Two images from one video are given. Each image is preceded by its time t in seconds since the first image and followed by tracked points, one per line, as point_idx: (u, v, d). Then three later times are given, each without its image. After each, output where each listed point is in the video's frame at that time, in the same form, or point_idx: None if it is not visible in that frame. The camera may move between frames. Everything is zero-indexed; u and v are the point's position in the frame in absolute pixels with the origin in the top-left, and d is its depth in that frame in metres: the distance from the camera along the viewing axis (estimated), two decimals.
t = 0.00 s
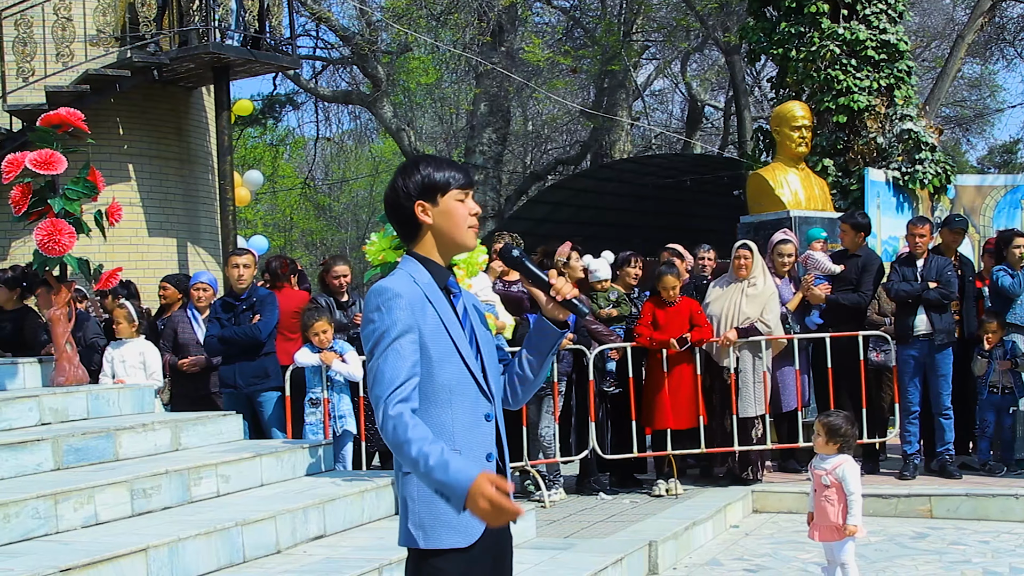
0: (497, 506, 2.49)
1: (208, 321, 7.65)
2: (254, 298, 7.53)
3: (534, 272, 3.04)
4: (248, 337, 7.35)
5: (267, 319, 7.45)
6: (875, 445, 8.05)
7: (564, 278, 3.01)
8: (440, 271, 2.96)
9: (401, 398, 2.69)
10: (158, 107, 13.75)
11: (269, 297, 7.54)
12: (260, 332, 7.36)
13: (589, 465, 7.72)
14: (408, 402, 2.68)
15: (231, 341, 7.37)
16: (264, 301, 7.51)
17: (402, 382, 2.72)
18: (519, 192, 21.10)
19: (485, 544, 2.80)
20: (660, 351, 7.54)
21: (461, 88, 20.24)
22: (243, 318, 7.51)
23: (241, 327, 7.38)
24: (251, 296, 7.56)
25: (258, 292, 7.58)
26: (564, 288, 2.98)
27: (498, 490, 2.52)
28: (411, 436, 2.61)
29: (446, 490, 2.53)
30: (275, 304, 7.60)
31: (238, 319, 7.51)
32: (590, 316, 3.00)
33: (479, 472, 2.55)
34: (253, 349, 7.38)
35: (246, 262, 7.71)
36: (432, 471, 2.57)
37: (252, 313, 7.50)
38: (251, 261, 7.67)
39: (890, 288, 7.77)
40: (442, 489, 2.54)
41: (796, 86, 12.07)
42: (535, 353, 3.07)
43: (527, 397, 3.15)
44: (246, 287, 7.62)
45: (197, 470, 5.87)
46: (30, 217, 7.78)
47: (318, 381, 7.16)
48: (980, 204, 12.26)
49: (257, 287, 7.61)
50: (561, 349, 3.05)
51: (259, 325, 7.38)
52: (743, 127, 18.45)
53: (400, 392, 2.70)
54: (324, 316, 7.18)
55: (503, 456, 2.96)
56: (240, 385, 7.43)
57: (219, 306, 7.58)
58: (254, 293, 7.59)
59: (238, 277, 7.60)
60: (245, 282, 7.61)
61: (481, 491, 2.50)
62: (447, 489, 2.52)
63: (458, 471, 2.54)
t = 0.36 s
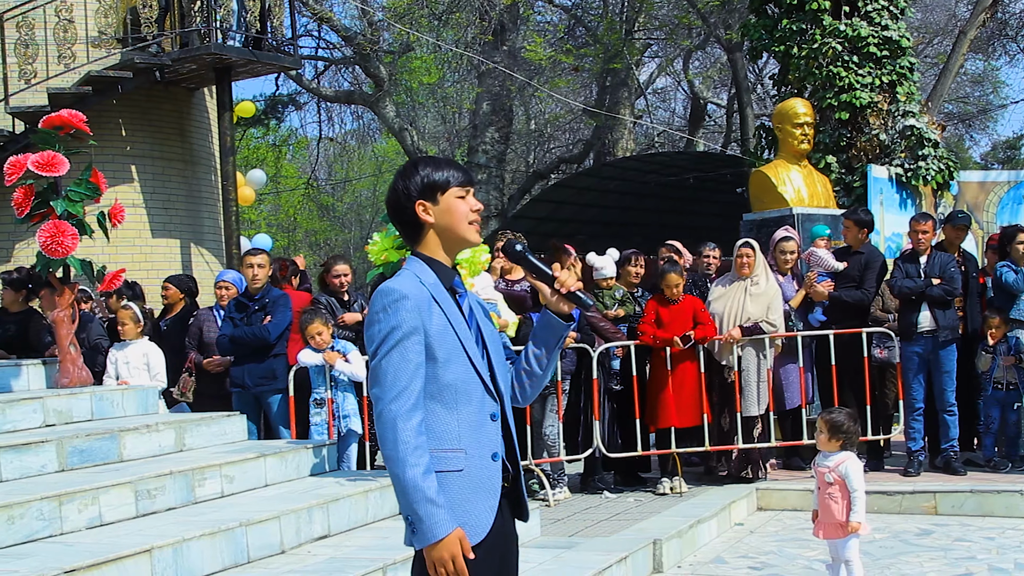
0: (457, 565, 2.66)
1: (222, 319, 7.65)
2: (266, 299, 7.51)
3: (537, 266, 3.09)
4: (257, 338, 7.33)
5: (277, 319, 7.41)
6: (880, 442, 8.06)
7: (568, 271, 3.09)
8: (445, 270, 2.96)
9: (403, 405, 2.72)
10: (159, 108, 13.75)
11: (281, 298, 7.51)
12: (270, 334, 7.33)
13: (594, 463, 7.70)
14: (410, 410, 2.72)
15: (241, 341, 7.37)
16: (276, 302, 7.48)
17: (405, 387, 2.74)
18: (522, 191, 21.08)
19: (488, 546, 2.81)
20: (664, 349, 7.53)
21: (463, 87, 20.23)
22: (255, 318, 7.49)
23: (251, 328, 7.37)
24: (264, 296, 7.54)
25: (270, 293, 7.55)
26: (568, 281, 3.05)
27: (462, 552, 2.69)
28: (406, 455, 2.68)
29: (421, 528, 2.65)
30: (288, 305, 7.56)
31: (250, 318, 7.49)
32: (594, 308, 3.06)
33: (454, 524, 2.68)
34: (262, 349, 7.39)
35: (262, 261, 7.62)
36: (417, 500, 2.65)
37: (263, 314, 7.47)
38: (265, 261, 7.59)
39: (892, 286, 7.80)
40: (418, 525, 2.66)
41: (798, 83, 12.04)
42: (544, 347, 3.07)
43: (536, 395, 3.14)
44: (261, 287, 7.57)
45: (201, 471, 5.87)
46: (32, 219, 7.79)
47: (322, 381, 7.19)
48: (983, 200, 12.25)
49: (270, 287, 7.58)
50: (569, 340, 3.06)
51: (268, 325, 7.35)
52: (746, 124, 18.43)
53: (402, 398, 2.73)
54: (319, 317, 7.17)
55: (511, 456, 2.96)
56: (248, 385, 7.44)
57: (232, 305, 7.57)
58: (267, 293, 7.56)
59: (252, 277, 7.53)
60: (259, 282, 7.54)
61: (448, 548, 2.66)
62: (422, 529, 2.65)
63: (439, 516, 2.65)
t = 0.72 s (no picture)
0: (478, 562, 2.67)
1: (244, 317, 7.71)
2: (288, 298, 7.55)
3: (554, 269, 3.03)
4: (275, 335, 7.37)
5: (297, 319, 7.44)
6: (896, 440, 8.02)
7: (584, 276, 2.99)
8: (460, 270, 2.98)
9: (416, 403, 2.75)
10: (176, 107, 13.84)
11: (302, 298, 7.53)
12: (288, 332, 7.36)
13: (609, 462, 7.71)
14: (423, 408, 2.74)
15: (260, 340, 7.42)
16: (297, 300, 7.52)
17: (418, 386, 2.77)
18: (537, 189, 21.08)
19: (507, 541, 2.83)
20: (680, 347, 7.52)
21: (478, 86, 20.24)
22: (277, 317, 7.55)
23: (272, 325, 7.41)
24: (286, 295, 7.59)
25: (292, 292, 7.59)
26: (581, 287, 2.96)
27: (482, 548, 2.69)
28: (421, 454, 2.71)
29: (441, 525, 2.66)
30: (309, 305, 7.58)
31: (271, 317, 7.55)
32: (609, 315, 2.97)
33: (474, 521, 2.69)
34: (281, 348, 7.42)
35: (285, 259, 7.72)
36: (435, 497, 2.67)
37: (284, 312, 7.52)
38: (288, 259, 7.67)
39: (909, 283, 7.76)
40: (437, 522, 2.67)
41: (814, 81, 12.02)
42: (553, 352, 3.13)
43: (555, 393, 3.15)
44: (283, 285, 7.63)
45: (216, 469, 5.91)
46: (49, 218, 7.84)
47: (337, 380, 7.20)
48: (1000, 198, 12.20)
49: (292, 286, 7.63)
50: (583, 343, 3.09)
51: (287, 325, 7.37)
52: (761, 122, 18.38)
53: (416, 396, 2.75)
54: (336, 314, 7.18)
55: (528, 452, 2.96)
56: (267, 382, 7.47)
57: (253, 303, 7.63)
58: (289, 291, 7.61)
59: (274, 275, 7.62)
60: (281, 280, 7.61)
61: (468, 544, 2.67)
62: (442, 527, 2.66)
63: (458, 513, 2.67)
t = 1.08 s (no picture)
0: (472, 562, 2.67)
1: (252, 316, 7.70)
2: (296, 298, 7.55)
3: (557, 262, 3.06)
4: (282, 335, 7.40)
5: (304, 319, 7.47)
6: (899, 439, 8.02)
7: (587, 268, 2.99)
8: (465, 270, 2.98)
9: (418, 403, 2.75)
10: (179, 107, 13.85)
11: (310, 298, 7.56)
12: (295, 332, 7.39)
13: (612, 461, 7.71)
14: (425, 407, 2.75)
15: (268, 339, 7.44)
16: (304, 301, 7.53)
17: (418, 385, 2.77)
18: (540, 189, 21.08)
19: (506, 542, 2.83)
20: (683, 347, 7.53)
21: (481, 86, 20.24)
22: (284, 317, 7.54)
23: (279, 325, 7.44)
24: (294, 295, 7.59)
25: (300, 291, 7.60)
26: (585, 278, 2.95)
27: (477, 547, 2.69)
28: (420, 453, 2.71)
29: (436, 524, 2.67)
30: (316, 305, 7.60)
31: (279, 316, 7.55)
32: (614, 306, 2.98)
33: (468, 519, 2.69)
34: (288, 348, 7.43)
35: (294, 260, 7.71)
36: (431, 496, 2.68)
37: (292, 312, 7.52)
38: (297, 260, 7.66)
39: (912, 282, 7.74)
40: (433, 522, 2.68)
41: (817, 80, 12.01)
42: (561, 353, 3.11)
43: (561, 394, 3.17)
44: (291, 285, 7.62)
45: (219, 470, 5.92)
46: (52, 219, 7.85)
47: (340, 379, 7.20)
48: (1003, 197, 12.18)
49: (300, 286, 7.63)
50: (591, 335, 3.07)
51: (295, 324, 7.41)
52: (764, 122, 18.36)
53: (417, 395, 2.76)
54: (343, 313, 7.23)
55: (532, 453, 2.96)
56: (272, 381, 7.49)
57: (262, 303, 7.62)
58: (297, 291, 7.61)
59: (284, 275, 7.62)
60: (290, 280, 7.61)
61: (462, 544, 2.67)
62: (437, 524, 2.67)
63: (452, 511, 2.66)
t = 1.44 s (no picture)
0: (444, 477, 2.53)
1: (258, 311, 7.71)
2: (302, 294, 7.55)
3: (566, 260, 3.10)
4: (288, 331, 7.42)
5: (310, 315, 7.47)
6: (901, 437, 8.01)
7: (595, 264, 3.09)
8: (471, 266, 2.98)
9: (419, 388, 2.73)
10: (181, 103, 13.85)
11: (316, 294, 7.55)
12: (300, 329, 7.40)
13: (615, 458, 7.72)
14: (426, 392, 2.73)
15: (274, 335, 7.48)
16: (310, 297, 7.53)
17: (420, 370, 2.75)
18: (542, 185, 21.05)
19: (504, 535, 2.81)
20: (685, 344, 7.53)
21: (484, 83, 20.21)
22: (289, 313, 7.54)
23: (285, 321, 7.45)
24: (300, 291, 7.59)
25: (307, 288, 7.59)
26: (593, 274, 3.05)
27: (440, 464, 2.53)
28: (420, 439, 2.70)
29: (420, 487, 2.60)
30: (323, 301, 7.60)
31: (285, 312, 7.54)
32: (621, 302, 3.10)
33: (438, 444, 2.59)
34: (294, 344, 7.47)
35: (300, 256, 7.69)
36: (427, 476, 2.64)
37: (298, 308, 7.51)
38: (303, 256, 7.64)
39: (914, 280, 7.75)
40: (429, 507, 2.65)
41: (820, 77, 12.01)
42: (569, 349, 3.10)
43: (566, 388, 3.16)
44: (298, 282, 7.62)
45: (222, 465, 5.92)
46: (54, 215, 7.85)
47: (343, 376, 7.21)
48: (1006, 194, 12.16)
49: (308, 283, 7.63)
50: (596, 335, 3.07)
51: (301, 321, 7.41)
52: (767, 119, 18.35)
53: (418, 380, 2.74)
54: (349, 310, 7.21)
55: (534, 452, 2.96)
56: (277, 376, 7.49)
57: (268, 298, 7.61)
58: (304, 288, 7.61)
59: (290, 272, 7.61)
60: (296, 276, 7.60)
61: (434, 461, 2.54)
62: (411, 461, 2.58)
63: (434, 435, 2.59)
